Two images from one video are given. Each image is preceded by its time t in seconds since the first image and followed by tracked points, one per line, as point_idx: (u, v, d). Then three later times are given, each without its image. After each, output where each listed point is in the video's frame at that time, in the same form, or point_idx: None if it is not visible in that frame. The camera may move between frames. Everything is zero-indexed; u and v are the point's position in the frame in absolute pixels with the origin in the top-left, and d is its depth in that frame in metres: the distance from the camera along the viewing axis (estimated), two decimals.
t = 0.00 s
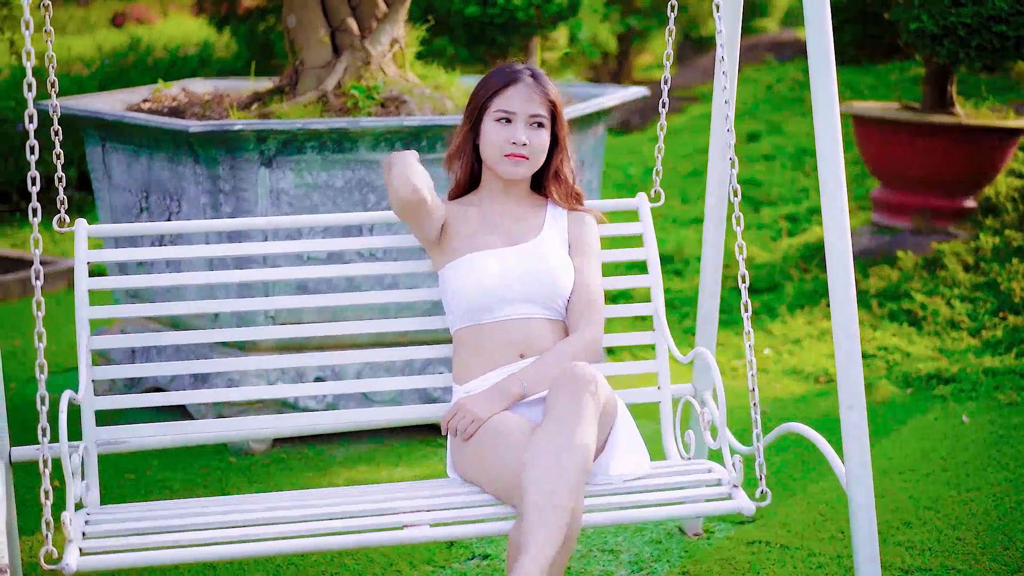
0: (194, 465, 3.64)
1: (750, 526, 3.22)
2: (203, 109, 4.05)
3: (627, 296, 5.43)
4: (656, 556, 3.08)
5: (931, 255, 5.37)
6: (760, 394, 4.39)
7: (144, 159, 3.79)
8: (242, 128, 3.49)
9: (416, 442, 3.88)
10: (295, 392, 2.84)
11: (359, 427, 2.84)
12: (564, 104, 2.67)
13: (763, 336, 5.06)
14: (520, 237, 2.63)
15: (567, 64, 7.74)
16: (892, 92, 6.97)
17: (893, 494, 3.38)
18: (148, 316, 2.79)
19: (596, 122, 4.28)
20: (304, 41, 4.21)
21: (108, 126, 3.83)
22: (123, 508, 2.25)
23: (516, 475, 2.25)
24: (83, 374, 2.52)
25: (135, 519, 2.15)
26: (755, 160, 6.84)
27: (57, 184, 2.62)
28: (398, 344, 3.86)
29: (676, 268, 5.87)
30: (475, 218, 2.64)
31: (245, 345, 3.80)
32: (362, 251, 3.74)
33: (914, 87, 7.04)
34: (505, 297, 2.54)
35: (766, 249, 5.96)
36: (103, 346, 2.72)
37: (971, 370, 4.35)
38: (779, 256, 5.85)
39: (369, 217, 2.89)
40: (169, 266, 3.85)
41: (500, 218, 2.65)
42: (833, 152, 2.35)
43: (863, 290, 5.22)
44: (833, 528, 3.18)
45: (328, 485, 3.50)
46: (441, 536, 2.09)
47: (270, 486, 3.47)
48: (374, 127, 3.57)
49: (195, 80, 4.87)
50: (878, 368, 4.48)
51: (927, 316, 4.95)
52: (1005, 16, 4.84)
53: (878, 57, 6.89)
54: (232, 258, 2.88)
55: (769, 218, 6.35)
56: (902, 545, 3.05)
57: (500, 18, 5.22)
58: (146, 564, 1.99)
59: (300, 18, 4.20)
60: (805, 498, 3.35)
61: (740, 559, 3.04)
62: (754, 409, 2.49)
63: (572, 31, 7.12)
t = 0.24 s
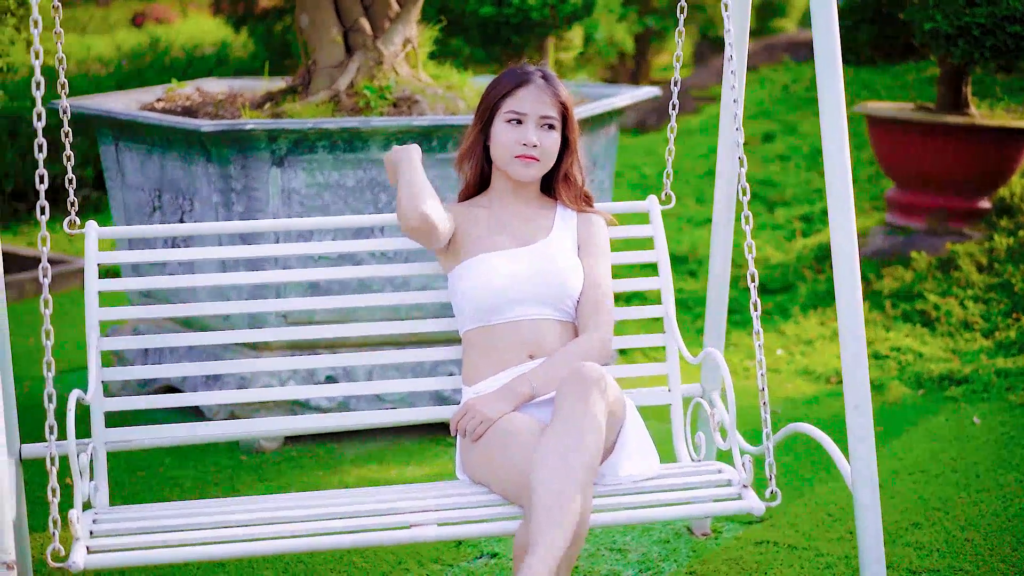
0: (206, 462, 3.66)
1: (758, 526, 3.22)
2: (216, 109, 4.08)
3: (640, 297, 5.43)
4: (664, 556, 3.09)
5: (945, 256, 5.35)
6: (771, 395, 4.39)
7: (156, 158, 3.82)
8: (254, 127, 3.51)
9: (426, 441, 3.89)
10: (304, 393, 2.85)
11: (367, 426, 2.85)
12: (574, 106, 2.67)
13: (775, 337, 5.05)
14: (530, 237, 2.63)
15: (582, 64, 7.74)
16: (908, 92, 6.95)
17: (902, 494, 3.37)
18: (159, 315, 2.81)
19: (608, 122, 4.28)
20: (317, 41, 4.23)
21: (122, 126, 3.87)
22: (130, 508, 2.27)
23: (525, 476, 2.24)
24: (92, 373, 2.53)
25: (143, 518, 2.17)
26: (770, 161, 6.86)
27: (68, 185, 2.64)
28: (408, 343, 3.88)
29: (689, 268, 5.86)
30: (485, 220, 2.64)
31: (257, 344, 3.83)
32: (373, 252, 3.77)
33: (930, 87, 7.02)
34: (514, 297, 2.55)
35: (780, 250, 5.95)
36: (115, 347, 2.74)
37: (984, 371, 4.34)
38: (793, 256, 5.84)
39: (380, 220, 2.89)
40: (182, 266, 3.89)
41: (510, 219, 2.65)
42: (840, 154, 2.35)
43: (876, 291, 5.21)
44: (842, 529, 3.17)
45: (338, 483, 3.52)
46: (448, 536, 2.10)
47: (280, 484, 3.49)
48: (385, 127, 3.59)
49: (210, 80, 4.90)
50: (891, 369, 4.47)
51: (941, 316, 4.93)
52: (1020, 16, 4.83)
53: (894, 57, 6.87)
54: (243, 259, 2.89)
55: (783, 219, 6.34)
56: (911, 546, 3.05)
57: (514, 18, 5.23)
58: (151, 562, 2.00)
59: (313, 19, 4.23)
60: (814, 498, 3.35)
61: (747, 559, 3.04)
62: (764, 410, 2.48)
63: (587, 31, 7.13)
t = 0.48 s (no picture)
0: (215, 461, 3.68)
1: (765, 526, 3.22)
2: (226, 108, 4.11)
3: (651, 298, 5.43)
4: (671, 555, 3.08)
5: (957, 257, 5.33)
6: (781, 395, 4.38)
7: (167, 157, 3.85)
8: (264, 127, 3.53)
9: (435, 440, 3.90)
10: (313, 392, 2.86)
11: (375, 426, 2.85)
12: (583, 107, 2.67)
13: (785, 337, 5.04)
14: (537, 238, 2.64)
15: (594, 65, 7.74)
16: (921, 92, 6.93)
17: (911, 495, 3.37)
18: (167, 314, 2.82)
19: (618, 122, 4.28)
20: (327, 41, 4.25)
21: (133, 125, 3.89)
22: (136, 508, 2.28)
23: (531, 476, 2.25)
24: (99, 371, 2.55)
25: (149, 517, 2.19)
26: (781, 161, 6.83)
27: (76, 185, 2.65)
28: (418, 342, 3.89)
29: (700, 268, 5.86)
30: (493, 221, 2.65)
31: (267, 344, 3.84)
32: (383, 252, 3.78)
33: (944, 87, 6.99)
34: (521, 298, 2.55)
35: (792, 250, 5.93)
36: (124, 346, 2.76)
37: (995, 372, 4.33)
38: (805, 257, 5.83)
39: (388, 221, 2.89)
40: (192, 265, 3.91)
41: (517, 220, 2.66)
42: (846, 155, 2.35)
43: (888, 291, 5.20)
44: (849, 529, 3.17)
45: (347, 481, 3.53)
46: (453, 535, 2.10)
47: (289, 482, 3.51)
48: (394, 127, 3.61)
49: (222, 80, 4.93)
50: (901, 369, 4.46)
51: (952, 317, 4.91)
52: None
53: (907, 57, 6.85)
54: (253, 259, 2.90)
55: (795, 219, 6.33)
56: (918, 546, 3.05)
57: (526, 18, 5.24)
58: (156, 560, 2.02)
59: (323, 18, 4.24)
60: (821, 498, 3.35)
61: (755, 559, 3.04)
62: (772, 408, 2.46)
63: (599, 31, 7.13)
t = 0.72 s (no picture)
0: (225, 458, 3.70)
1: (773, 526, 3.22)
2: (238, 107, 4.14)
3: (661, 298, 5.43)
4: (678, 555, 3.08)
5: (969, 257, 5.31)
6: (790, 395, 4.37)
7: (178, 156, 3.87)
8: (274, 126, 3.55)
9: (444, 438, 3.91)
10: (321, 391, 2.86)
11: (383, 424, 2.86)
12: (590, 107, 2.67)
13: (796, 337, 5.03)
14: (543, 238, 2.64)
15: (608, 65, 7.73)
16: (936, 92, 6.90)
17: (918, 495, 3.36)
18: (175, 313, 2.84)
19: (629, 122, 4.28)
20: (339, 40, 4.27)
21: (144, 124, 3.92)
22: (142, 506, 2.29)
23: (536, 476, 2.25)
24: (106, 369, 2.57)
25: (155, 515, 2.21)
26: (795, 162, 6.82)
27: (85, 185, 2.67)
28: (427, 341, 3.90)
29: (711, 268, 5.85)
30: (500, 221, 2.65)
31: (276, 342, 3.86)
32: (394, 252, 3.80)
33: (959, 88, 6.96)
34: (528, 300, 2.56)
35: (804, 251, 5.92)
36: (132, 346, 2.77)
37: (1005, 373, 4.31)
38: (817, 258, 5.81)
39: (400, 220, 2.89)
40: (203, 264, 3.93)
41: (524, 221, 2.66)
42: (852, 156, 2.35)
43: (900, 292, 5.18)
44: (856, 530, 3.16)
45: (355, 479, 3.55)
46: (459, 533, 2.11)
47: (297, 480, 3.52)
48: (404, 126, 3.62)
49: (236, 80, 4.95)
50: (911, 370, 4.45)
51: (964, 318, 4.90)
52: None
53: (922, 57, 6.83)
54: (262, 259, 2.91)
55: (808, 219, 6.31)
56: (925, 547, 3.05)
57: (539, 17, 5.25)
58: (160, 557, 2.03)
59: (335, 18, 4.27)
60: (829, 498, 3.35)
61: (761, 558, 3.03)
62: (778, 408, 2.45)
63: (612, 31, 7.14)
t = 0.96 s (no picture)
0: (235, 457, 3.72)
1: (780, 527, 3.21)
2: (249, 107, 4.17)
3: (672, 298, 5.43)
4: (684, 555, 3.08)
5: (982, 258, 5.29)
6: (800, 395, 4.37)
7: (189, 156, 3.90)
8: (283, 125, 3.57)
9: (454, 438, 3.93)
10: (329, 390, 2.87)
11: (390, 423, 2.87)
12: (596, 108, 2.68)
13: (807, 338, 5.03)
14: (548, 239, 2.65)
15: (621, 65, 7.74)
16: (950, 93, 6.88)
17: (926, 496, 3.36)
18: (184, 312, 2.85)
19: (639, 123, 4.28)
20: (349, 40, 4.29)
21: (155, 124, 3.95)
22: (147, 504, 2.31)
23: (540, 476, 2.26)
24: (114, 368, 2.58)
25: (161, 513, 2.22)
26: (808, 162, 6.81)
27: (93, 184, 2.69)
28: (437, 340, 3.91)
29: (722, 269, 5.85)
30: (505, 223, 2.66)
31: (286, 341, 3.88)
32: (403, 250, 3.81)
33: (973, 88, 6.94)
34: (532, 300, 2.57)
35: (816, 251, 5.91)
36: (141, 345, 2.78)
37: (1017, 374, 4.30)
38: (829, 258, 5.80)
39: (406, 220, 2.90)
40: (214, 263, 3.95)
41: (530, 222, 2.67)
42: (858, 158, 2.35)
43: (911, 293, 5.17)
44: (863, 530, 3.16)
45: (364, 478, 3.56)
46: (463, 532, 2.12)
47: (306, 479, 3.54)
48: (413, 126, 3.64)
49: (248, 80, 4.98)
50: (922, 371, 4.44)
51: (975, 319, 4.88)
52: None
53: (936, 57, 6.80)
54: (271, 258, 2.92)
55: (820, 220, 6.30)
56: (932, 548, 3.05)
57: (551, 18, 5.26)
58: (165, 555, 2.05)
59: (346, 18, 4.29)
60: (837, 498, 3.35)
61: (768, 559, 3.03)
62: (783, 408, 2.45)
63: (625, 31, 7.14)
